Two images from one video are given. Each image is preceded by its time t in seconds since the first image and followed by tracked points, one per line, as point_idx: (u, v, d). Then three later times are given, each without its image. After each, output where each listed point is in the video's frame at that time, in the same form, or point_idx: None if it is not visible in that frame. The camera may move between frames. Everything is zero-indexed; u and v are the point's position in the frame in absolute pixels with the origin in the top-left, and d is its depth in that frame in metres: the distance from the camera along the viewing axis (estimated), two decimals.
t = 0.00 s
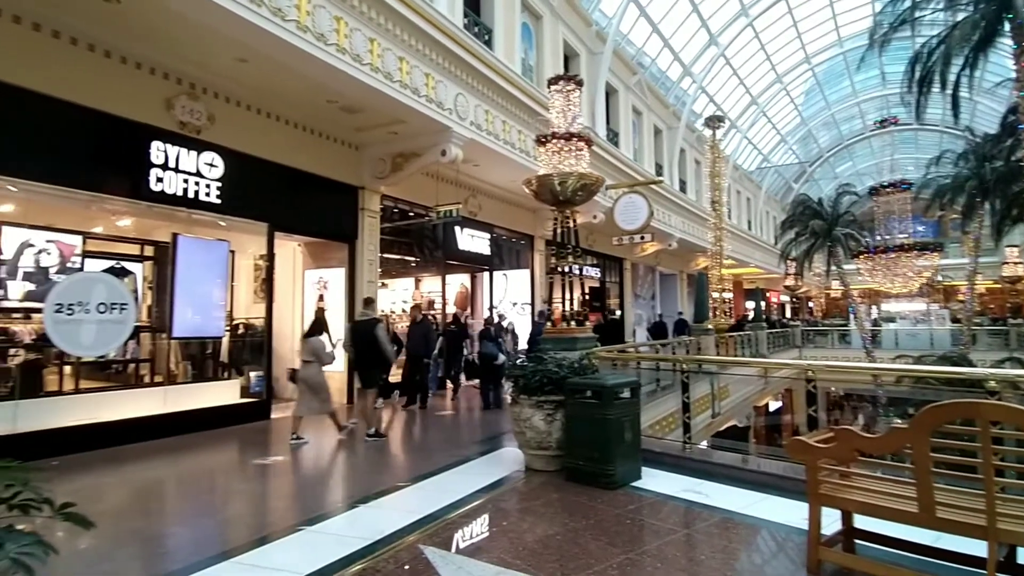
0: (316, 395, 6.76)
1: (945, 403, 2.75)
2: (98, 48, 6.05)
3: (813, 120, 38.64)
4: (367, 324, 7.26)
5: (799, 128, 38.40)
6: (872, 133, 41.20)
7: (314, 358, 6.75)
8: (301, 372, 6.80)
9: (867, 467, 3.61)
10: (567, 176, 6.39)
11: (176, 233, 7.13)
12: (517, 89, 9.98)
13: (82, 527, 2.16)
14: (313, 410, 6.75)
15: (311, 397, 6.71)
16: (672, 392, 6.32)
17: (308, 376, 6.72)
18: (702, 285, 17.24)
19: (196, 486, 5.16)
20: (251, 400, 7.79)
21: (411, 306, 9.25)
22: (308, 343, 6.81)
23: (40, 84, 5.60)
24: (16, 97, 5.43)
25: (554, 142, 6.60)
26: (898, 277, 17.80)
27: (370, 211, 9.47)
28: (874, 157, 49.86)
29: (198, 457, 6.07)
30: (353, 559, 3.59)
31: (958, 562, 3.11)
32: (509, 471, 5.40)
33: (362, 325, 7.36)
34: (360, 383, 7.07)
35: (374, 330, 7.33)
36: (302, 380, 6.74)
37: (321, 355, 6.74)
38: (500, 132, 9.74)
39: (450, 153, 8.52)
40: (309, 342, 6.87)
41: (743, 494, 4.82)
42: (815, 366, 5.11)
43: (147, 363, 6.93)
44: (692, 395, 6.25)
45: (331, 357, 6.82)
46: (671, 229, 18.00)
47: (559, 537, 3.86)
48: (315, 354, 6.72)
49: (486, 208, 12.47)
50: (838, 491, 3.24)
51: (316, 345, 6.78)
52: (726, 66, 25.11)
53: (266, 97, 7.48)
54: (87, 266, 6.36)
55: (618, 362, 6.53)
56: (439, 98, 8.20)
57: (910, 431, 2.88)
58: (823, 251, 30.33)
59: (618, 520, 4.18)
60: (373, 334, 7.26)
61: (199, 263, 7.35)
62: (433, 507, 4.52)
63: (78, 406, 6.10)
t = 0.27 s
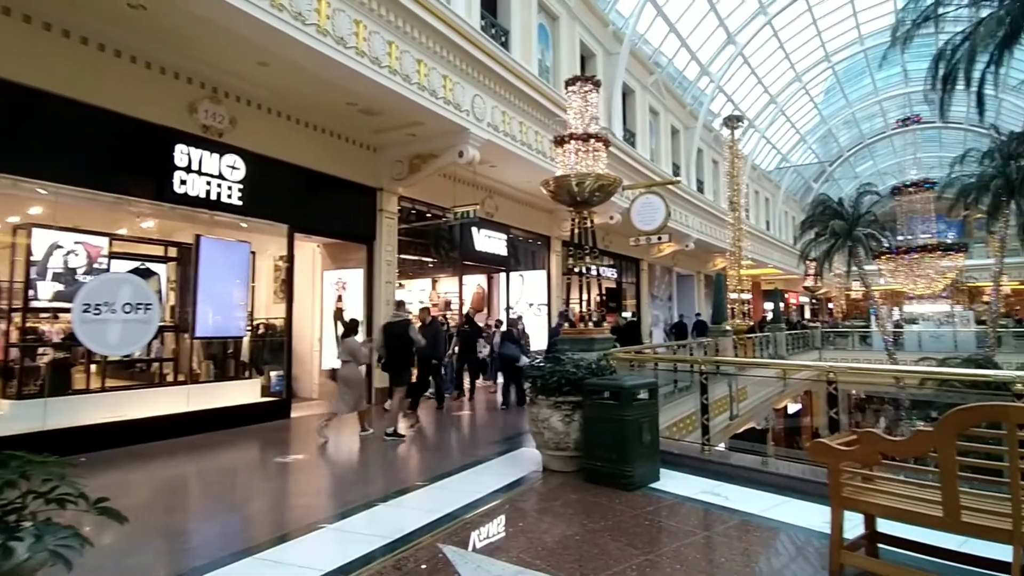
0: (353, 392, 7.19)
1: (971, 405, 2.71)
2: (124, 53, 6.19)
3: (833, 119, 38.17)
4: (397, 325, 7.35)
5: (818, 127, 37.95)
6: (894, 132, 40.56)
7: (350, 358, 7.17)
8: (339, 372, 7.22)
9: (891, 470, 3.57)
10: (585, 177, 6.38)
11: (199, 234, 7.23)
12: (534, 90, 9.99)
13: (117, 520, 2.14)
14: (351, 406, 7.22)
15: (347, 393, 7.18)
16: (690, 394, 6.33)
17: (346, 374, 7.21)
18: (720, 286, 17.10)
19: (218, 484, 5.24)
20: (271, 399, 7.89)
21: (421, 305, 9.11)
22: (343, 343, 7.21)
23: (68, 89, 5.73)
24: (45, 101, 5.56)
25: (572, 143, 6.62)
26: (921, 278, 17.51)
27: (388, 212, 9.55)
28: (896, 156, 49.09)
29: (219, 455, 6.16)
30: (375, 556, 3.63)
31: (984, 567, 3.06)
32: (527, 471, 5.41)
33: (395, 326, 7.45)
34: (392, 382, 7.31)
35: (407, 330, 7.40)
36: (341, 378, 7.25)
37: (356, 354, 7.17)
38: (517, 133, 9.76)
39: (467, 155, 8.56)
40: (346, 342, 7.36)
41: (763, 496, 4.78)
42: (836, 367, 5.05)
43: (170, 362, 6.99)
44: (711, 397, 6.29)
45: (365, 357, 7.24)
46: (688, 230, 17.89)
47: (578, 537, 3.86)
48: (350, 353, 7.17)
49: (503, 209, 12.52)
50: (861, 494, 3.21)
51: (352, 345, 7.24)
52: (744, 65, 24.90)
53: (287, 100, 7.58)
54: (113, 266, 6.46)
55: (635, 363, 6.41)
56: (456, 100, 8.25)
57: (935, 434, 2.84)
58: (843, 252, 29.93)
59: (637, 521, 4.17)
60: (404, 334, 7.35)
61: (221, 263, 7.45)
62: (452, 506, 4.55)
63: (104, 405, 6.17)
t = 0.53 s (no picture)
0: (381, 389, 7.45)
1: (993, 408, 2.68)
2: (145, 58, 6.30)
3: (850, 118, 37.74)
4: (422, 325, 7.40)
5: (835, 126, 37.56)
6: (912, 131, 40.02)
7: (378, 355, 7.41)
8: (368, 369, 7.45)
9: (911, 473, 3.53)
10: (600, 177, 6.38)
11: (218, 236, 7.31)
12: (549, 91, 10.00)
13: (147, 516, 2.13)
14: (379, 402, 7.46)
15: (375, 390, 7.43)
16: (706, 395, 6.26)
17: (374, 372, 7.43)
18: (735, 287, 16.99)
19: (235, 482, 5.31)
20: (288, 398, 7.97)
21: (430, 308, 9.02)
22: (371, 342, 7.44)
23: (87, 91, 5.82)
24: (67, 104, 5.67)
25: (586, 143, 6.62)
26: (940, 278, 17.27)
27: (403, 213, 9.60)
28: (914, 155, 48.43)
29: (237, 453, 6.23)
30: (389, 556, 3.65)
31: (1005, 571, 3.02)
32: (541, 471, 5.42)
33: (421, 327, 7.50)
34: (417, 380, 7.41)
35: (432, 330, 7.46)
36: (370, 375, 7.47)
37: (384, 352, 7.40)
38: (531, 134, 9.77)
39: (482, 155, 8.59)
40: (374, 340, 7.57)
41: (779, 499, 4.75)
42: (854, 369, 4.99)
43: (189, 361, 7.08)
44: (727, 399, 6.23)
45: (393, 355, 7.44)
46: (703, 230, 17.79)
47: (593, 538, 3.86)
48: (378, 351, 7.38)
49: (517, 209, 12.55)
50: (880, 496, 3.19)
51: (379, 343, 7.44)
52: (759, 64, 24.70)
53: (304, 102, 7.66)
54: (134, 267, 6.56)
55: (650, 364, 6.35)
56: (471, 101, 8.28)
57: (957, 437, 2.81)
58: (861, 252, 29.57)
59: (652, 522, 4.16)
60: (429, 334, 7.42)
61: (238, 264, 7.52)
62: (467, 505, 4.57)
63: (124, 402, 6.27)
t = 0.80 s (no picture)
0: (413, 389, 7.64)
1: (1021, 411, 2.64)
2: (172, 63, 6.43)
3: (874, 117, 37.15)
4: (454, 324, 7.69)
5: (858, 125, 36.99)
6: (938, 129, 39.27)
7: (410, 355, 7.61)
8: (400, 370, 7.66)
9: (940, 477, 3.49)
10: (620, 178, 6.37)
11: (243, 237, 7.43)
12: (568, 92, 10.01)
13: (182, 511, 2.18)
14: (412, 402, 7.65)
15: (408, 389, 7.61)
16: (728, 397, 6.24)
17: (406, 372, 7.63)
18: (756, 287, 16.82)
19: (260, 479, 5.40)
20: (310, 398, 8.07)
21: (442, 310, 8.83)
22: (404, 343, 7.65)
23: (115, 96, 5.96)
24: (97, 110, 5.81)
25: (606, 144, 6.62)
26: (967, 279, 16.93)
27: (424, 214, 9.67)
28: (940, 154, 47.51)
29: (260, 451, 6.32)
30: (410, 555, 3.66)
31: None
32: (561, 472, 5.42)
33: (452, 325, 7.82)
34: (449, 375, 7.79)
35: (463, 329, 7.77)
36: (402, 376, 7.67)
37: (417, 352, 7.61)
38: (550, 135, 9.79)
39: (502, 157, 8.62)
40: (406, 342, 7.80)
41: (803, 502, 4.69)
42: (881, 372, 4.91)
43: (215, 361, 7.19)
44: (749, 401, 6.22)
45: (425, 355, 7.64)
46: (723, 231, 17.64)
47: (615, 539, 3.86)
48: (411, 352, 7.64)
49: (536, 211, 12.57)
50: (907, 501, 3.16)
51: (412, 344, 7.69)
52: (781, 63, 24.43)
53: (326, 105, 7.76)
54: (162, 268, 6.70)
55: (672, 365, 6.36)
56: (491, 102, 8.32)
57: (984, 440, 2.77)
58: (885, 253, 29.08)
59: (674, 524, 4.14)
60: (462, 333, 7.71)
61: (262, 266, 7.61)
62: (488, 505, 4.58)
63: (152, 400, 6.39)
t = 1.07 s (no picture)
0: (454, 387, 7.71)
1: None
2: (205, 68, 6.59)
3: (905, 114, 36.33)
4: (490, 325, 8.06)
5: (888, 122, 36.21)
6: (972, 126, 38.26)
7: (451, 356, 7.64)
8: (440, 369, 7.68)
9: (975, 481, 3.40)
10: (645, 178, 6.35)
11: (272, 238, 7.57)
12: (593, 92, 9.99)
13: (220, 504, 2.23)
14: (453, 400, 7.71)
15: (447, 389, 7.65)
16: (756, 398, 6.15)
17: (446, 372, 7.64)
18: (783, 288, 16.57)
19: (289, 476, 5.50)
20: (337, 396, 8.18)
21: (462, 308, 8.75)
22: (444, 343, 7.66)
23: (148, 101, 6.11)
24: (133, 115, 5.99)
25: (632, 144, 6.61)
26: (1003, 280, 16.47)
27: (448, 215, 9.74)
28: (974, 151, 46.26)
29: (288, 449, 6.42)
30: (434, 554, 3.68)
31: None
32: (588, 472, 5.41)
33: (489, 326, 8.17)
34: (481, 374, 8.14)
35: (499, 330, 8.12)
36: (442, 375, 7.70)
37: (458, 352, 7.63)
38: (574, 135, 9.77)
39: (525, 157, 8.62)
40: (445, 341, 7.74)
41: (833, 506, 4.62)
42: (914, 375, 4.76)
43: (244, 359, 7.33)
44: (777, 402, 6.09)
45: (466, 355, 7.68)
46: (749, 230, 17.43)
47: (641, 540, 3.85)
48: (454, 353, 7.59)
49: (559, 211, 12.57)
50: (942, 505, 3.07)
51: (453, 345, 7.64)
52: (808, 60, 24.03)
53: (354, 108, 7.87)
54: (194, 268, 6.85)
55: (697, 366, 6.26)
56: (515, 103, 8.34)
57: None
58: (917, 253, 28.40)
59: (701, 526, 4.11)
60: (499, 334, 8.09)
61: (290, 266, 7.73)
62: (514, 504, 4.60)
63: (184, 398, 6.54)
